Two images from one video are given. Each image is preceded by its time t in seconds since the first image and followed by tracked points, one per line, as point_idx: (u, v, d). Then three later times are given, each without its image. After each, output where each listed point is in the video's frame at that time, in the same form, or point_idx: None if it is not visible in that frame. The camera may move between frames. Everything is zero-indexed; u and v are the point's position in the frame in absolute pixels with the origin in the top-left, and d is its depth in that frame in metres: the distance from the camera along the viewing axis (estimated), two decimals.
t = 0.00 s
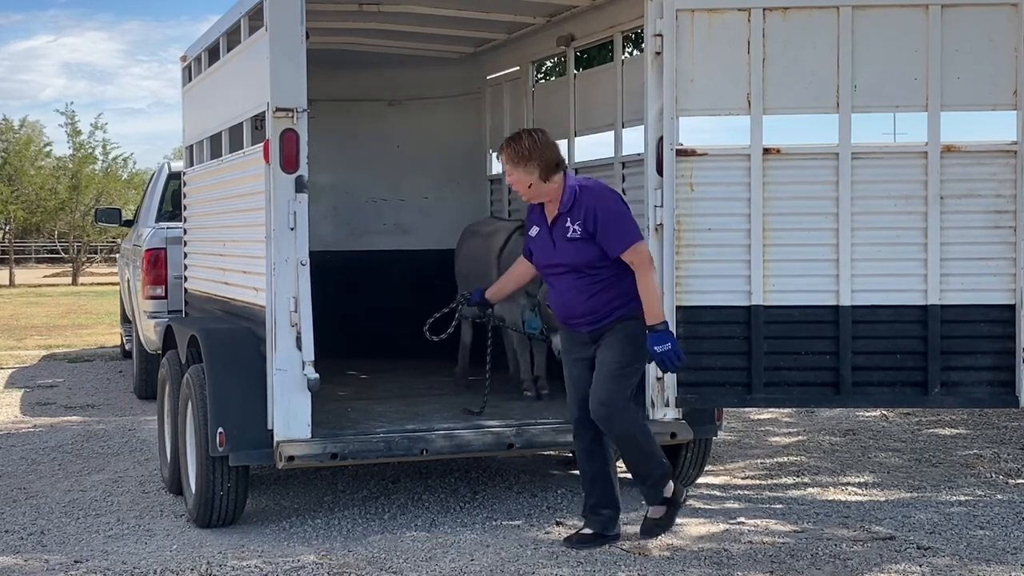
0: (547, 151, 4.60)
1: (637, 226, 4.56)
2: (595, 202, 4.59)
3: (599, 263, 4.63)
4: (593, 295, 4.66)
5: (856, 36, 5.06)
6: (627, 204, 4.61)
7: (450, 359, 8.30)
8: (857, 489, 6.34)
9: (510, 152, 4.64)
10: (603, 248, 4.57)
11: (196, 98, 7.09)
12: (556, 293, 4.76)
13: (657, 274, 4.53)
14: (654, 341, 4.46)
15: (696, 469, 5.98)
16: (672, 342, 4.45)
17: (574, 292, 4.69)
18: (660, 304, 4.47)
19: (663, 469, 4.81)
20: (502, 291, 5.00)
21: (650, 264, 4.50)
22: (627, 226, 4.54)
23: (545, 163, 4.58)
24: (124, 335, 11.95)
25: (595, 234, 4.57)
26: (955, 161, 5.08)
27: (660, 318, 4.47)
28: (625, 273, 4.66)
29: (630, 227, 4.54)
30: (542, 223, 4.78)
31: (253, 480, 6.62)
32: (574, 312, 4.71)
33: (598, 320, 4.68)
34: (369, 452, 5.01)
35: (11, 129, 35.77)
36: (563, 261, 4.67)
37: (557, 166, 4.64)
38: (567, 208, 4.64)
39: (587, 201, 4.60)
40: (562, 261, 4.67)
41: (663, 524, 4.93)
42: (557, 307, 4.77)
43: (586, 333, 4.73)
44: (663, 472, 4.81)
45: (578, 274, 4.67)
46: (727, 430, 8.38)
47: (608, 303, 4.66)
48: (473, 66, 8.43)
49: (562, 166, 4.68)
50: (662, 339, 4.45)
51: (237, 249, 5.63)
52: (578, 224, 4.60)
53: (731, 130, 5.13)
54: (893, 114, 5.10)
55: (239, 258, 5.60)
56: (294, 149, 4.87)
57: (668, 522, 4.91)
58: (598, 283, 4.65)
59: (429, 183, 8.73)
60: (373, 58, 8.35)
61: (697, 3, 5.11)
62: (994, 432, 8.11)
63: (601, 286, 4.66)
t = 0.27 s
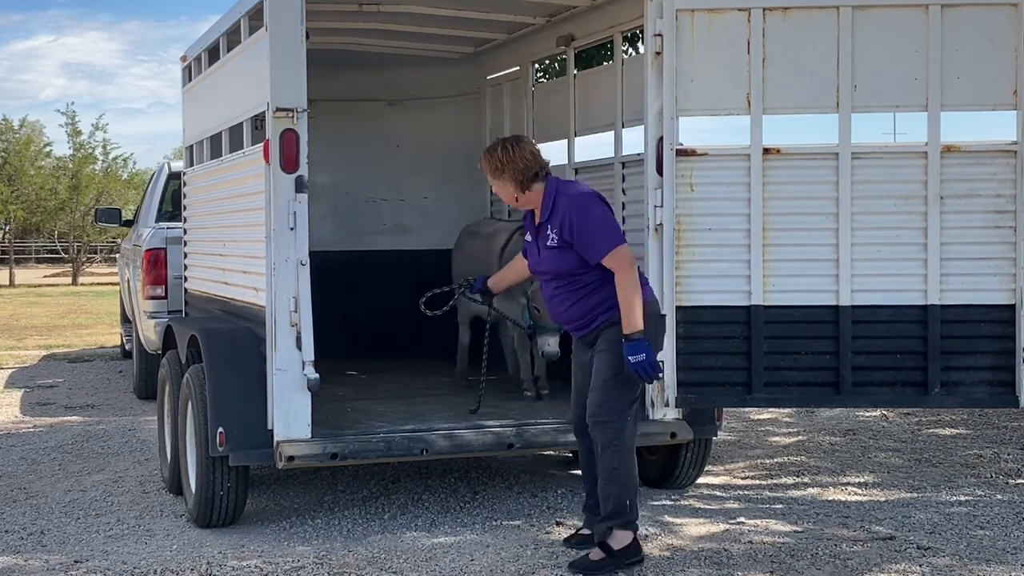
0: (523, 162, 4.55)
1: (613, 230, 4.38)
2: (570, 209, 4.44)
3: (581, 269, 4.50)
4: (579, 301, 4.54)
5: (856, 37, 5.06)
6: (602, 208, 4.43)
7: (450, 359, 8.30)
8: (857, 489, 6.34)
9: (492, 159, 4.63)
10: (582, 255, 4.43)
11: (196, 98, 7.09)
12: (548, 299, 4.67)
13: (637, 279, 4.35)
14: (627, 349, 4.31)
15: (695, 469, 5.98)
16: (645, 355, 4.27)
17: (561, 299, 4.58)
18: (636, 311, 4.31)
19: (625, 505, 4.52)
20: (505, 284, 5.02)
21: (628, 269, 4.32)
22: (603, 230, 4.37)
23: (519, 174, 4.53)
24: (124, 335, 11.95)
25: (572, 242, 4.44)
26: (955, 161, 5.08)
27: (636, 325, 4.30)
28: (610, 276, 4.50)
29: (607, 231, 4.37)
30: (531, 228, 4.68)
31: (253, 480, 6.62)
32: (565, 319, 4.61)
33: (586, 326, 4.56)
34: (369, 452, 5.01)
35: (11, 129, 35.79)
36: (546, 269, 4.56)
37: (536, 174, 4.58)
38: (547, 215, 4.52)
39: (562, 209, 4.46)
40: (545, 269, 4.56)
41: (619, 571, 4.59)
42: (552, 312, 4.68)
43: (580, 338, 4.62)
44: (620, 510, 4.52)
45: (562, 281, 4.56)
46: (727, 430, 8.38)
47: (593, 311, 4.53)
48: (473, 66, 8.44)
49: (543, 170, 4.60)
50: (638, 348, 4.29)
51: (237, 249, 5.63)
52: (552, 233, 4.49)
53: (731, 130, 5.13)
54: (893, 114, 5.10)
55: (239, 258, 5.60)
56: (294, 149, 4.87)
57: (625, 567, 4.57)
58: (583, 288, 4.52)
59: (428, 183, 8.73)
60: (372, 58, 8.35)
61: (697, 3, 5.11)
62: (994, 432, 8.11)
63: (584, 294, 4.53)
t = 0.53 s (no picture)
0: (509, 172, 4.52)
1: (585, 247, 4.21)
2: (549, 221, 4.31)
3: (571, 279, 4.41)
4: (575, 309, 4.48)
5: (856, 37, 5.06)
6: (581, 220, 4.26)
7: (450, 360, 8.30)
8: (857, 489, 6.34)
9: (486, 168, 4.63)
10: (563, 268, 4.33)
11: (195, 98, 7.09)
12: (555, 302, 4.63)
13: (604, 300, 4.20)
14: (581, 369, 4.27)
15: (696, 469, 5.98)
16: (591, 377, 4.24)
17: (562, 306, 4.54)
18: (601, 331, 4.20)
19: (626, 518, 4.47)
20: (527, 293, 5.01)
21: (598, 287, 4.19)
22: (576, 245, 4.22)
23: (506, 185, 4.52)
24: (124, 335, 11.94)
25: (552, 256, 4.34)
26: (955, 161, 5.08)
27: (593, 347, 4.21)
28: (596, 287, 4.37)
29: (579, 246, 4.21)
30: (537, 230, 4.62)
31: (253, 480, 6.62)
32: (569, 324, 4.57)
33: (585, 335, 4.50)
34: (369, 452, 5.01)
35: (11, 129, 35.79)
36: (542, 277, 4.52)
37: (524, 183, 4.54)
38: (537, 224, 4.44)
39: (545, 220, 4.35)
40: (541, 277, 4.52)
41: None
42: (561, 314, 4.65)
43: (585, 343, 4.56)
44: (620, 523, 4.47)
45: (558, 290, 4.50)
46: (727, 430, 8.38)
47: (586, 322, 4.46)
48: (473, 66, 8.43)
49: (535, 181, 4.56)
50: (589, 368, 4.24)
51: (237, 249, 5.63)
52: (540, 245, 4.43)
53: (731, 130, 5.13)
54: (893, 114, 5.10)
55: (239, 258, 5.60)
56: (294, 149, 4.87)
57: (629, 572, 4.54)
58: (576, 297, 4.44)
59: (429, 183, 8.73)
60: (372, 58, 8.35)
61: (697, 3, 5.10)
62: (994, 432, 8.11)
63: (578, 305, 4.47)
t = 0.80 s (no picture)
0: (542, 169, 4.49)
1: (610, 245, 4.20)
2: (576, 218, 4.32)
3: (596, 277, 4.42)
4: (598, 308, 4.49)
5: (856, 37, 5.06)
6: (607, 219, 4.27)
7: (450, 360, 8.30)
8: (857, 489, 6.33)
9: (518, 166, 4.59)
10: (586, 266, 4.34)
11: (196, 98, 7.09)
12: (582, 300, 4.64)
13: (626, 300, 4.20)
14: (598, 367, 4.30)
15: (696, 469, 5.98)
16: (607, 378, 4.27)
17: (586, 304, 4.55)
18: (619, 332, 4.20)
19: (627, 519, 4.46)
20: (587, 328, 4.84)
21: (619, 286, 4.19)
22: (600, 244, 4.22)
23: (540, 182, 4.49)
24: (123, 335, 11.94)
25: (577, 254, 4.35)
26: (955, 161, 5.08)
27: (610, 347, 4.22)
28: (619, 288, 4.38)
29: (603, 245, 4.22)
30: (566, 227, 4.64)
31: (253, 480, 6.61)
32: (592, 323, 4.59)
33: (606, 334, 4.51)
34: (369, 452, 5.01)
35: (11, 129, 35.80)
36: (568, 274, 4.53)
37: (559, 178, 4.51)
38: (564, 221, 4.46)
39: (571, 217, 4.36)
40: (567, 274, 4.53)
41: None
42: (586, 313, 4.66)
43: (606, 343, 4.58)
44: (621, 524, 4.46)
45: (583, 287, 4.51)
46: (727, 430, 8.38)
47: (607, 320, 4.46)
48: (473, 66, 8.44)
49: (567, 177, 4.53)
50: (605, 367, 4.27)
51: (237, 249, 5.63)
52: (565, 240, 4.44)
53: (732, 130, 5.13)
54: (893, 114, 5.10)
55: (239, 258, 5.60)
56: (294, 149, 4.87)
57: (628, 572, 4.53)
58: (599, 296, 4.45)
59: (429, 183, 8.73)
60: (372, 58, 8.35)
61: (697, 3, 5.10)
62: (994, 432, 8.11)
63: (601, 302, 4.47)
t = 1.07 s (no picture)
0: (606, 160, 4.46)
1: (670, 235, 4.18)
2: (634, 207, 4.29)
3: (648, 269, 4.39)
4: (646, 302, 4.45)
5: (856, 37, 5.06)
6: (666, 210, 4.25)
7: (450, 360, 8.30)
8: (857, 489, 6.33)
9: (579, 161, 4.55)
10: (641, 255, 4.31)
11: (196, 98, 7.09)
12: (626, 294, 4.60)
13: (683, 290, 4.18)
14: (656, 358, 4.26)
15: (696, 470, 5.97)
16: (667, 367, 4.22)
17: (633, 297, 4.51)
18: (675, 323, 4.18)
19: (646, 515, 4.46)
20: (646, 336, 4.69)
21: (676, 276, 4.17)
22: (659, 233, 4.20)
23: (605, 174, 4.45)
24: (124, 335, 11.94)
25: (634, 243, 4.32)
26: (955, 161, 5.08)
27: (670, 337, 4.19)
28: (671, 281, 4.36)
29: (663, 233, 4.20)
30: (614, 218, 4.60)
31: (253, 480, 6.62)
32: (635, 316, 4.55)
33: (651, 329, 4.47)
34: (369, 452, 5.01)
35: (11, 129, 35.82)
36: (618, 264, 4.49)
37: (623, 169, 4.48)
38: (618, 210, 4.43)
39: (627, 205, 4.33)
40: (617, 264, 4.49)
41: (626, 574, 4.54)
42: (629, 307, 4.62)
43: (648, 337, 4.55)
44: (639, 519, 4.46)
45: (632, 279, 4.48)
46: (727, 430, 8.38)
47: (654, 311, 4.42)
48: (473, 66, 8.43)
49: (630, 168, 4.50)
50: (664, 357, 4.23)
51: (237, 249, 5.63)
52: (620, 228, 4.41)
53: (732, 130, 5.12)
54: (893, 114, 5.10)
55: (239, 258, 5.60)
56: (294, 149, 4.87)
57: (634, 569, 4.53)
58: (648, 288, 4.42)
59: (429, 183, 8.73)
60: (372, 58, 8.35)
61: (697, 3, 5.09)
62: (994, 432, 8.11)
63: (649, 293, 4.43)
